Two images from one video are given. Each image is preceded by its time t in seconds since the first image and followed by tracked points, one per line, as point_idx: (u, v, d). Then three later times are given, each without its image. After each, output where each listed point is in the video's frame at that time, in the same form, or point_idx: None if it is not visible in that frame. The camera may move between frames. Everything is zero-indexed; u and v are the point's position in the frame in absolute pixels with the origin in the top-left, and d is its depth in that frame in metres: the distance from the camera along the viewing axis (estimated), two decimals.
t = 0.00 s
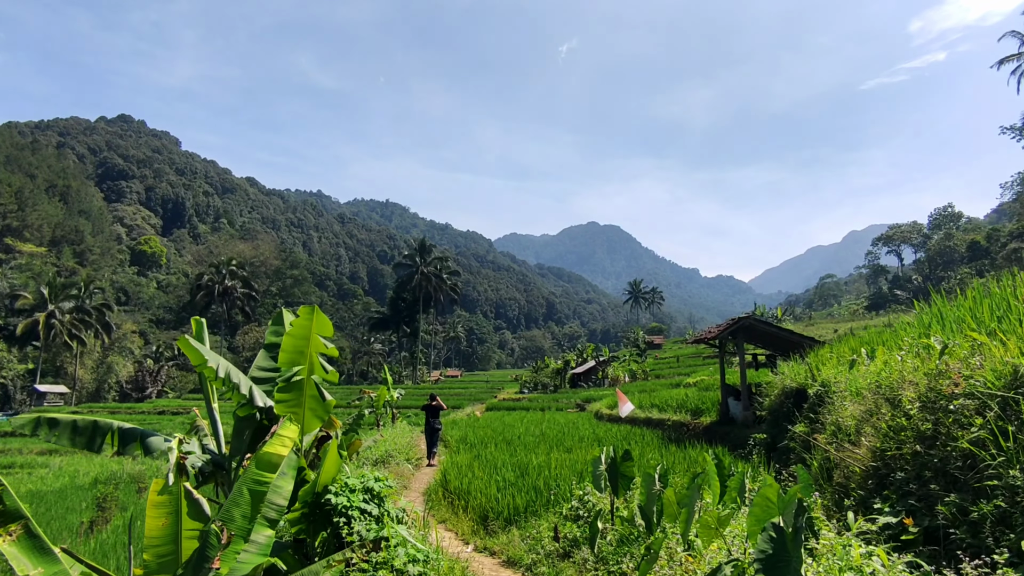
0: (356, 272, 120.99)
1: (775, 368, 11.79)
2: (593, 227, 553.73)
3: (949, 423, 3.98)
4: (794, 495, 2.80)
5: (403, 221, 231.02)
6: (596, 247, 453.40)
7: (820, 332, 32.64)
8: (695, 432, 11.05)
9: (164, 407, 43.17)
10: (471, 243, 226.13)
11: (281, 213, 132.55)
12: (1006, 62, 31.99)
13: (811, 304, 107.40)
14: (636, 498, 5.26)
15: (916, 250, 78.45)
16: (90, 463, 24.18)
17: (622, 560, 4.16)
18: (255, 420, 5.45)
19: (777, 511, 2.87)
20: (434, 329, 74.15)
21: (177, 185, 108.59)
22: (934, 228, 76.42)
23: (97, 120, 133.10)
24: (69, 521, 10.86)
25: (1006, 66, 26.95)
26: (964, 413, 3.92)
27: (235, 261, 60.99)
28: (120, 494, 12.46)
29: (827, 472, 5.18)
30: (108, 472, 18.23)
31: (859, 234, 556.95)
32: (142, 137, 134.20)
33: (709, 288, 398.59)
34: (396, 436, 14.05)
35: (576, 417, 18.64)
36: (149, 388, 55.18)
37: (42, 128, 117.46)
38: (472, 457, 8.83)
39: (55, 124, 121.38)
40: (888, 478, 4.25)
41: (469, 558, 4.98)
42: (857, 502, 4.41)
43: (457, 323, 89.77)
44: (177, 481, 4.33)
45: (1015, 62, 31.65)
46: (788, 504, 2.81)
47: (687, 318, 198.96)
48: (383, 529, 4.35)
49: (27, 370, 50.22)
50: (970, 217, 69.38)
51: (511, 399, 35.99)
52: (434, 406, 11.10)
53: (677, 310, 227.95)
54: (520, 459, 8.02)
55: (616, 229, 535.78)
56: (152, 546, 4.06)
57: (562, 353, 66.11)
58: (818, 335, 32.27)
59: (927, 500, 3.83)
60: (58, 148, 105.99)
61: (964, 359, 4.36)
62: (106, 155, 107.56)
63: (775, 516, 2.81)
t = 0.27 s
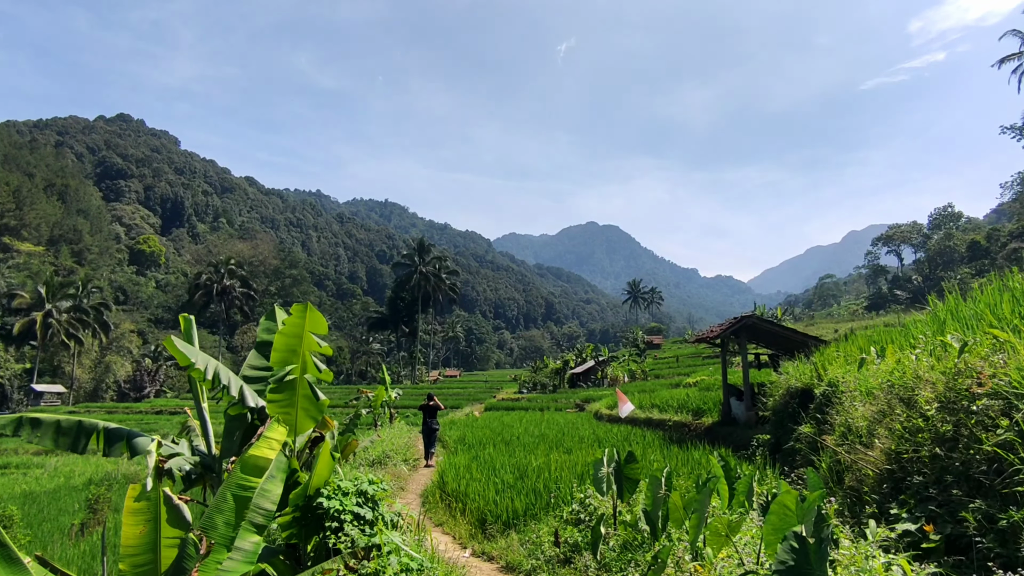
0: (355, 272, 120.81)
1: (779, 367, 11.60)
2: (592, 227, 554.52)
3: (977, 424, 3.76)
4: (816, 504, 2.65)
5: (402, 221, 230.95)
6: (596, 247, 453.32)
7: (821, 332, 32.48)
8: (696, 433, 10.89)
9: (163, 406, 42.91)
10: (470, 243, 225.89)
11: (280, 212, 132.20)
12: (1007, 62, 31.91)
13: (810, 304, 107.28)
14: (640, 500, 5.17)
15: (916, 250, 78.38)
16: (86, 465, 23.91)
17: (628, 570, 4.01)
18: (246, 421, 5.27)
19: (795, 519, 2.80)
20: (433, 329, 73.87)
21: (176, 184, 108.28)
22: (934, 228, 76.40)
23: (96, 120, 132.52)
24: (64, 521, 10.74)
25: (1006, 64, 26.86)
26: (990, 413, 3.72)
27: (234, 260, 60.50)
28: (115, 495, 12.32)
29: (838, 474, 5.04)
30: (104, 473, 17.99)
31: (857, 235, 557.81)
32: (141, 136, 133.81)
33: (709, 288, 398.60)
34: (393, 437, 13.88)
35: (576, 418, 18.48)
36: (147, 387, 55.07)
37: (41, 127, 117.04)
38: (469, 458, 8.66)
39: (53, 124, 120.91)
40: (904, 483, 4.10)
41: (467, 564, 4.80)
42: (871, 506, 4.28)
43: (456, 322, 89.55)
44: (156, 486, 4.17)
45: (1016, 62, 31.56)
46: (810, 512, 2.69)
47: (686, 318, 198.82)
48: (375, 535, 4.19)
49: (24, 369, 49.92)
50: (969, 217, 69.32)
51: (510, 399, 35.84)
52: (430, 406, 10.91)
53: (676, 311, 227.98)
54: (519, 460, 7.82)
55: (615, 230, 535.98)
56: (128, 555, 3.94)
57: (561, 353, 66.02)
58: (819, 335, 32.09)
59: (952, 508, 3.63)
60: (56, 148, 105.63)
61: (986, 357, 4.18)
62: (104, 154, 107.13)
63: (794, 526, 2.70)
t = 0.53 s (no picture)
0: (355, 273, 120.72)
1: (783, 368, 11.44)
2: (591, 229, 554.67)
3: (999, 425, 3.61)
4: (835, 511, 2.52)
5: (402, 223, 230.85)
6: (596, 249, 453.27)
7: (822, 333, 32.35)
8: (699, 434, 10.73)
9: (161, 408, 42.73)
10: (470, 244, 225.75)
11: (280, 214, 132.07)
12: (1009, 62, 31.83)
13: (810, 305, 107.10)
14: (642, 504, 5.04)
15: (916, 252, 78.24)
16: (83, 466, 23.73)
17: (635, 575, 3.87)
18: (234, 421, 5.11)
19: (812, 530, 2.69)
20: (433, 330, 73.70)
21: (176, 185, 108.14)
22: (934, 229, 76.29)
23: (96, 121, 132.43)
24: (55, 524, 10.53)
25: (1009, 65, 26.74)
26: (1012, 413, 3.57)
27: (233, 262, 60.30)
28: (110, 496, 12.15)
29: (847, 476, 4.90)
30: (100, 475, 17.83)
31: (857, 236, 558.11)
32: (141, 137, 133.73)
33: (708, 289, 398.45)
34: (391, 438, 13.72)
35: (576, 419, 18.34)
36: (145, 389, 55.22)
37: (41, 129, 116.97)
38: (467, 460, 8.49)
39: (53, 125, 120.86)
40: (920, 487, 3.94)
41: (462, 571, 4.64)
42: (884, 511, 4.14)
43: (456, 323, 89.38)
44: (131, 492, 4.00)
45: (1016, 62, 31.48)
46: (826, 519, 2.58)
47: (686, 320, 198.73)
48: (366, 542, 4.03)
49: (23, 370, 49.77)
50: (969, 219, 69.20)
51: (510, 400, 35.70)
52: (428, 407, 10.74)
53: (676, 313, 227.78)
54: (518, 462, 7.66)
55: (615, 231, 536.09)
56: (100, 564, 3.81)
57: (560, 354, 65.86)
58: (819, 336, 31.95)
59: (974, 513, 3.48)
60: (56, 149, 105.57)
61: (1006, 355, 4.03)
62: (104, 155, 107.06)
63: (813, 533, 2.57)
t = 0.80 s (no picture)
0: (354, 274, 120.51)
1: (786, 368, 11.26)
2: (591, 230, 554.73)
3: None
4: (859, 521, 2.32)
5: (402, 223, 230.65)
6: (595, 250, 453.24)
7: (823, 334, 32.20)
8: (700, 436, 10.54)
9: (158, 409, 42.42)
10: (469, 245, 225.64)
11: (279, 214, 131.81)
12: (1010, 62, 31.71)
13: (809, 307, 107.05)
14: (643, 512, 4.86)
15: (915, 253, 78.12)
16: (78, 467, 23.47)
17: None
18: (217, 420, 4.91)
19: (835, 542, 2.51)
20: (431, 331, 73.50)
21: (174, 185, 107.84)
22: (933, 231, 76.18)
23: (95, 121, 132.14)
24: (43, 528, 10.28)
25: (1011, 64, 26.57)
26: None
27: (231, 262, 59.99)
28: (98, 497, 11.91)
29: (861, 480, 4.70)
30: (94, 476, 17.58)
31: (856, 238, 558.63)
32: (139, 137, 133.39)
33: (708, 290, 398.58)
34: (388, 439, 13.52)
35: (575, 420, 18.14)
36: (142, 388, 54.96)
37: (40, 128, 116.70)
38: (463, 462, 8.29)
39: (52, 125, 120.59)
40: (940, 493, 3.74)
41: None
42: (899, 516, 3.96)
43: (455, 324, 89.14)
44: (90, 497, 3.88)
45: (1018, 62, 31.36)
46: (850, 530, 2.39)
47: (685, 321, 198.79)
48: (352, 548, 3.82)
49: (19, 370, 49.45)
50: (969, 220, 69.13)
51: (509, 401, 35.51)
52: (424, 407, 10.54)
53: (676, 314, 227.70)
54: (516, 464, 7.46)
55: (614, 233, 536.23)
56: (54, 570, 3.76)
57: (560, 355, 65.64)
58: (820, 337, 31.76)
59: (1000, 520, 3.29)
60: (55, 148, 105.32)
61: None
62: (103, 155, 106.78)
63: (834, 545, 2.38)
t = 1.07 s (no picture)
0: (354, 274, 120.37)
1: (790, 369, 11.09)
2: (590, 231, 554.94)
3: None
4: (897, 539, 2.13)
5: (401, 224, 230.45)
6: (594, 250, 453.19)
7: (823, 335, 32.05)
8: (702, 438, 10.38)
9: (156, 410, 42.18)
10: (469, 246, 225.49)
11: (278, 214, 131.59)
12: (1011, 62, 31.55)
13: (809, 308, 106.92)
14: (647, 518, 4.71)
15: (915, 254, 77.95)
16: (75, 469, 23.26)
17: None
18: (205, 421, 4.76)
19: (866, 559, 2.34)
20: (430, 332, 73.26)
21: (174, 186, 107.62)
22: (933, 232, 76.05)
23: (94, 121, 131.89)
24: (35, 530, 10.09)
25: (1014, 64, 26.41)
26: None
27: (230, 262, 59.70)
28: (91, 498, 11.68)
29: (875, 487, 4.52)
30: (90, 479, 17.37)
31: (855, 239, 558.87)
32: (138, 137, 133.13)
33: (707, 291, 398.59)
34: (385, 441, 13.34)
35: (575, 422, 17.98)
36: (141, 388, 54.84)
37: (39, 129, 116.48)
38: (461, 465, 8.13)
39: (51, 125, 120.38)
40: (963, 501, 3.55)
41: None
42: (918, 525, 3.79)
43: (455, 325, 88.95)
44: (54, 511, 3.89)
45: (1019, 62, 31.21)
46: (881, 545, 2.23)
47: (685, 322, 198.71)
48: (342, 559, 3.65)
49: (18, 371, 49.19)
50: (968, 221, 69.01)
51: (508, 402, 35.34)
52: (422, 408, 10.37)
53: (676, 315, 227.61)
54: (515, 467, 7.29)
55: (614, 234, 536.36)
56: None
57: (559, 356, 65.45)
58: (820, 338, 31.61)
59: None
60: (54, 149, 105.13)
61: None
62: (102, 155, 106.58)
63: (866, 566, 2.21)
